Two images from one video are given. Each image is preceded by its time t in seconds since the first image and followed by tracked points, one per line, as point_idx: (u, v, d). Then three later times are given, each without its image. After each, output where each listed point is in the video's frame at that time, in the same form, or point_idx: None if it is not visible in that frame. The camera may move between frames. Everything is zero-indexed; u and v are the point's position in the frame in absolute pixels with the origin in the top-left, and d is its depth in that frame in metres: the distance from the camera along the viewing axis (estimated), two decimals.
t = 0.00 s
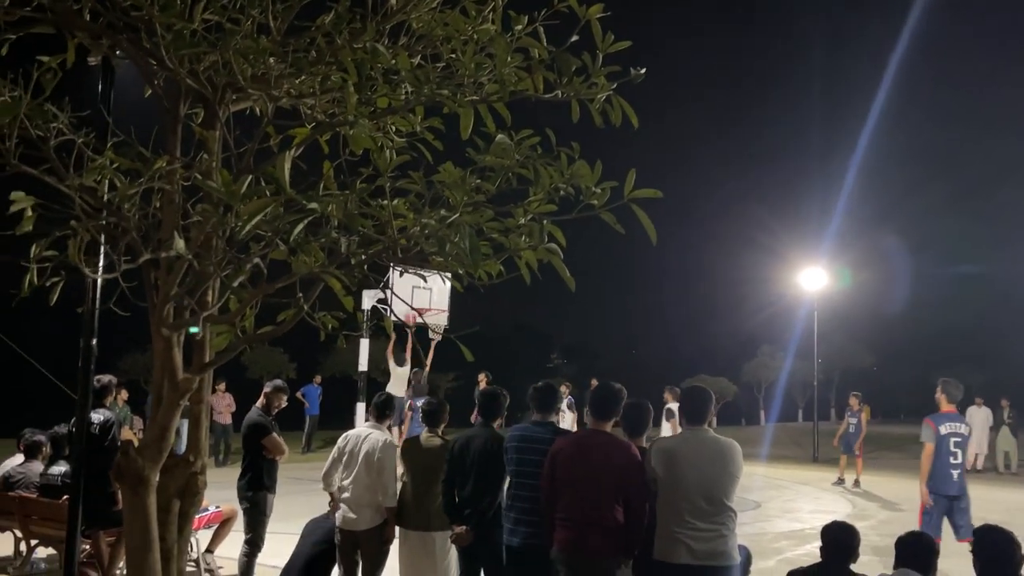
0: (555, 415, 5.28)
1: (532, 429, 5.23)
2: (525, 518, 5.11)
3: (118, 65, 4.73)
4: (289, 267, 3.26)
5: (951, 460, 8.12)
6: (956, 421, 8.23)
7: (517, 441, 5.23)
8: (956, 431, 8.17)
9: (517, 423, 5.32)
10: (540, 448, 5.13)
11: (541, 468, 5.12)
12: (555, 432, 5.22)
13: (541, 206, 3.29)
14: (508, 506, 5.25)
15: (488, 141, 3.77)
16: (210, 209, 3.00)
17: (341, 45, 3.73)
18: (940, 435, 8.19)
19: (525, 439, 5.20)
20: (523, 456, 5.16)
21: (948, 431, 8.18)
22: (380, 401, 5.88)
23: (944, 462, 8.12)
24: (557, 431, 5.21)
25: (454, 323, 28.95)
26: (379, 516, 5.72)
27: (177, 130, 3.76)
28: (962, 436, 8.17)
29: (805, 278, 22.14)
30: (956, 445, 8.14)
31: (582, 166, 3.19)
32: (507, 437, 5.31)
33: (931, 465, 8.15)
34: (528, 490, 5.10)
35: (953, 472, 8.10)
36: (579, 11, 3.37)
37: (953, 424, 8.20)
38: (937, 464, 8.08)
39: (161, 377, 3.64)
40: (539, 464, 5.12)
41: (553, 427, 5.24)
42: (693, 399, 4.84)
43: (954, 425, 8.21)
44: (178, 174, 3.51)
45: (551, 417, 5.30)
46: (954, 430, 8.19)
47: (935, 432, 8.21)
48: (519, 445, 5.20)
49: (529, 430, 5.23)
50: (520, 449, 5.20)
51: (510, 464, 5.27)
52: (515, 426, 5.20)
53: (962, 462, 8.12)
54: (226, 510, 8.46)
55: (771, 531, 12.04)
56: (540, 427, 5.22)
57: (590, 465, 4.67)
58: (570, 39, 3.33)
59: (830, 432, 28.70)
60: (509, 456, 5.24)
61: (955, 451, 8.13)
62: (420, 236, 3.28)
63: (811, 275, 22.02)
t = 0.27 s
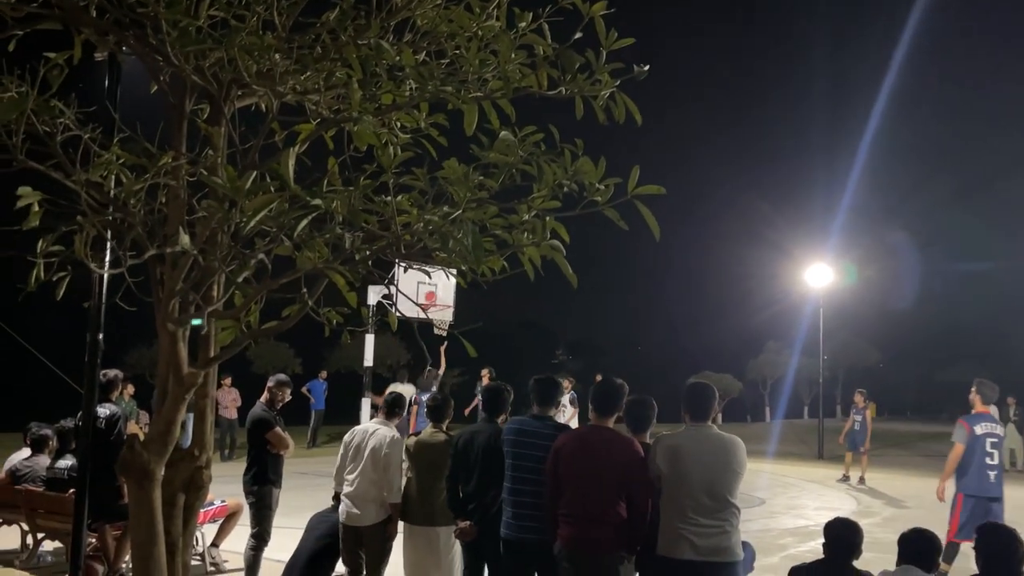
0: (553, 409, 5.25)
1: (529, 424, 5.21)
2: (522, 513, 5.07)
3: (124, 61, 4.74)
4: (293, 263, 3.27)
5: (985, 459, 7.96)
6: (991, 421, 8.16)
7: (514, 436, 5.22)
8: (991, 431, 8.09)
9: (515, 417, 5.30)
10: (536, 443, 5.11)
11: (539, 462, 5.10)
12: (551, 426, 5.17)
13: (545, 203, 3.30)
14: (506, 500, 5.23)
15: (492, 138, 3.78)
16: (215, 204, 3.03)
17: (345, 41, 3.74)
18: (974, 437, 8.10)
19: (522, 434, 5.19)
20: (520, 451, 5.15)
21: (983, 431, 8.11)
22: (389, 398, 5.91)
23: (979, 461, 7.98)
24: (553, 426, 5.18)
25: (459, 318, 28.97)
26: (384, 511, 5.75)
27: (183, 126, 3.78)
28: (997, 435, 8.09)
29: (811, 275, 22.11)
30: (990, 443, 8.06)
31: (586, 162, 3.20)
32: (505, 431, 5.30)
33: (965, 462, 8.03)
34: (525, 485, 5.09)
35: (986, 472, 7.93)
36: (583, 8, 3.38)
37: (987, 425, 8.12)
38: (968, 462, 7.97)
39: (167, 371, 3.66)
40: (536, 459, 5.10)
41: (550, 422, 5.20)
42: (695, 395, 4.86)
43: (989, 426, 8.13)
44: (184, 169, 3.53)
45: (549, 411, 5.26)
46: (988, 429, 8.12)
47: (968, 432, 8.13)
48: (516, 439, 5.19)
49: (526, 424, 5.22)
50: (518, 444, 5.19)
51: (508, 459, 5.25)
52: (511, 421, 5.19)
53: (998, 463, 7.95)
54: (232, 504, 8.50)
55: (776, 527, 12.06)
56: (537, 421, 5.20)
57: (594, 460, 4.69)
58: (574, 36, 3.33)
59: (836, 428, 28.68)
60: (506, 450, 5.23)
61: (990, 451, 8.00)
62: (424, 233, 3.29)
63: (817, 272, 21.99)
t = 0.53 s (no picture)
0: (550, 406, 5.26)
1: (526, 422, 5.22)
2: (523, 511, 5.07)
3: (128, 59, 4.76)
4: (296, 261, 3.28)
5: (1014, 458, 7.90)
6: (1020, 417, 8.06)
7: (512, 434, 5.23)
8: (1021, 428, 7.97)
9: (513, 416, 5.32)
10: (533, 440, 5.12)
11: (537, 459, 5.11)
12: (547, 424, 5.18)
13: (547, 200, 3.31)
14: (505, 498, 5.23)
15: (494, 136, 3.80)
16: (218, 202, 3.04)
17: (347, 40, 3.75)
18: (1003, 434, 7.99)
19: (520, 432, 5.20)
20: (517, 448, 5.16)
21: (1013, 428, 7.98)
22: (398, 398, 5.90)
23: (1008, 460, 7.93)
24: (550, 423, 5.19)
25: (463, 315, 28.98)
26: (388, 508, 5.75)
27: (186, 124, 3.80)
28: None
29: (815, 272, 22.09)
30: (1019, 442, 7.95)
31: (588, 160, 3.21)
32: (503, 429, 5.32)
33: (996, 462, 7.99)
34: (524, 482, 5.10)
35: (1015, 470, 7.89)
36: (584, 6, 3.40)
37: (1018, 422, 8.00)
38: (997, 462, 7.93)
39: (171, 368, 3.68)
40: (533, 455, 5.10)
41: (547, 419, 5.20)
42: (697, 392, 4.87)
43: (1019, 422, 8.02)
44: (188, 167, 3.54)
45: (547, 408, 5.27)
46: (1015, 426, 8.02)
47: (999, 430, 8.02)
48: (513, 437, 5.20)
49: (523, 422, 5.23)
50: (516, 441, 5.21)
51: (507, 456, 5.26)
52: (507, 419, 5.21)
53: None
54: (236, 500, 8.53)
55: (779, 524, 12.06)
56: (534, 419, 5.21)
57: (596, 457, 4.70)
58: (576, 34, 3.34)
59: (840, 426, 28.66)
60: (504, 447, 5.24)
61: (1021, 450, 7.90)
62: (426, 231, 3.30)
63: (821, 269, 21.97)
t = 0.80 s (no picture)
0: (549, 402, 5.26)
1: (525, 418, 5.23)
2: (522, 506, 5.09)
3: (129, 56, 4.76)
4: (296, 257, 3.29)
5: None
6: None
7: (510, 430, 5.24)
8: None
9: (512, 412, 5.33)
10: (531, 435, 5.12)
11: (536, 455, 5.12)
12: (547, 419, 5.19)
13: (547, 196, 3.32)
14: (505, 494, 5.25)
15: (494, 132, 3.80)
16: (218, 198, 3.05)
17: (347, 36, 3.76)
18: None
19: (518, 428, 5.21)
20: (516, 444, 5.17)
21: None
22: (404, 396, 5.93)
23: None
24: (549, 420, 5.19)
25: (464, 312, 28.99)
26: (390, 505, 5.76)
27: (187, 121, 3.80)
28: None
29: (816, 268, 22.08)
30: None
31: (587, 155, 3.22)
32: (502, 426, 5.33)
33: None
34: (524, 477, 5.11)
35: None
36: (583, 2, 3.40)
37: None
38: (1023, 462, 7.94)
39: (172, 364, 3.69)
40: (532, 451, 5.11)
41: (546, 415, 5.21)
42: (698, 388, 4.88)
43: None
44: (188, 164, 3.55)
45: (546, 404, 5.28)
46: None
47: None
48: (512, 433, 5.21)
49: (523, 418, 5.24)
50: (514, 437, 5.22)
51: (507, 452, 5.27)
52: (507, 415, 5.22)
53: None
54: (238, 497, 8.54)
55: (781, 520, 12.07)
56: (533, 415, 5.22)
57: (596, 453, 4.71)
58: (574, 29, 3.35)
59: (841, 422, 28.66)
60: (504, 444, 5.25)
61: None
62: (425, 227, 3.30)
63: (822, 265, 21.96)
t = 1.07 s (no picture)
0: (542, 401, 5.28)
1: (518, 416, 5.24)
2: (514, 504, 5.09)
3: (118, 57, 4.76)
4: (286, 256, 3.30)
5: None
6: None
7: (503, 429, 5.25)
8: None
9: (505, 411, 5.34)
10: (523, 433, 5.13)
11: (529, 453, 5.13)
12: (540, 418, 5.21)
13: (536, 194, 3.33)
14: (496, 493, 5.26)
15: (483, 131, 3.81)
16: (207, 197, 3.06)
17: (335, 36, 3.76)
18: None
19: (511, 427, 5.22)
20: (509, 442, 5.17)
21: None
22: (399, 397, 5.92)
23: None
24: (541, 419, 5.21)
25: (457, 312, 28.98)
26: (382, 505, 5.77)
27: (176, 121, 3.80)
28: None
29: (808, 266, 22.15)
30: None
31: (576, 154, 3.24)
32: (495, 425, 5.34)
33: None
34: (516, 475, 5.12)
35: None
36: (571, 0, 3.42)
37: None
38: None
39: (162, 365, 3.69)
40: (524, 449, 5.12)
41: (539, 414, 5.23)
42: (689, 385, 4.90)
43: None
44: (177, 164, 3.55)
45: (539, 404, 5.30)
46: None
47: None
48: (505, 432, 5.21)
49: (516, 417, 5.25)
50: (507, 435, 5.22)
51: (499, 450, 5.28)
52: (500, 414, 5.23)
53: None
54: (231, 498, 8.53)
55: (774, 517, 12.11)
56: (526, 414, 5.23)
57: (588, 451, 4.72)
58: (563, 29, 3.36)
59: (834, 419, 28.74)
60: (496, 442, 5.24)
61: None
62: (414, 226, 3.31)
63: (813, 263, 22.02)
